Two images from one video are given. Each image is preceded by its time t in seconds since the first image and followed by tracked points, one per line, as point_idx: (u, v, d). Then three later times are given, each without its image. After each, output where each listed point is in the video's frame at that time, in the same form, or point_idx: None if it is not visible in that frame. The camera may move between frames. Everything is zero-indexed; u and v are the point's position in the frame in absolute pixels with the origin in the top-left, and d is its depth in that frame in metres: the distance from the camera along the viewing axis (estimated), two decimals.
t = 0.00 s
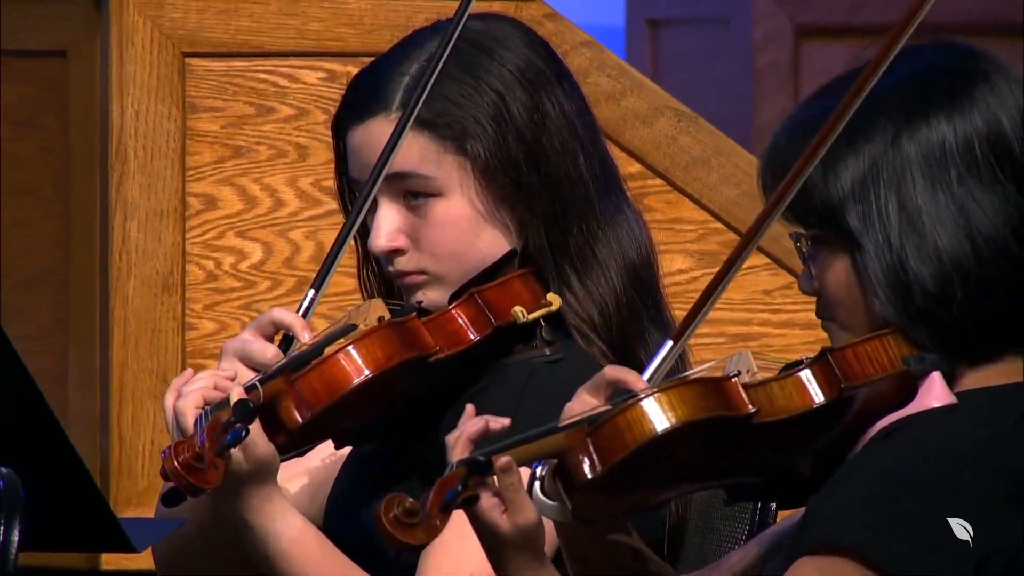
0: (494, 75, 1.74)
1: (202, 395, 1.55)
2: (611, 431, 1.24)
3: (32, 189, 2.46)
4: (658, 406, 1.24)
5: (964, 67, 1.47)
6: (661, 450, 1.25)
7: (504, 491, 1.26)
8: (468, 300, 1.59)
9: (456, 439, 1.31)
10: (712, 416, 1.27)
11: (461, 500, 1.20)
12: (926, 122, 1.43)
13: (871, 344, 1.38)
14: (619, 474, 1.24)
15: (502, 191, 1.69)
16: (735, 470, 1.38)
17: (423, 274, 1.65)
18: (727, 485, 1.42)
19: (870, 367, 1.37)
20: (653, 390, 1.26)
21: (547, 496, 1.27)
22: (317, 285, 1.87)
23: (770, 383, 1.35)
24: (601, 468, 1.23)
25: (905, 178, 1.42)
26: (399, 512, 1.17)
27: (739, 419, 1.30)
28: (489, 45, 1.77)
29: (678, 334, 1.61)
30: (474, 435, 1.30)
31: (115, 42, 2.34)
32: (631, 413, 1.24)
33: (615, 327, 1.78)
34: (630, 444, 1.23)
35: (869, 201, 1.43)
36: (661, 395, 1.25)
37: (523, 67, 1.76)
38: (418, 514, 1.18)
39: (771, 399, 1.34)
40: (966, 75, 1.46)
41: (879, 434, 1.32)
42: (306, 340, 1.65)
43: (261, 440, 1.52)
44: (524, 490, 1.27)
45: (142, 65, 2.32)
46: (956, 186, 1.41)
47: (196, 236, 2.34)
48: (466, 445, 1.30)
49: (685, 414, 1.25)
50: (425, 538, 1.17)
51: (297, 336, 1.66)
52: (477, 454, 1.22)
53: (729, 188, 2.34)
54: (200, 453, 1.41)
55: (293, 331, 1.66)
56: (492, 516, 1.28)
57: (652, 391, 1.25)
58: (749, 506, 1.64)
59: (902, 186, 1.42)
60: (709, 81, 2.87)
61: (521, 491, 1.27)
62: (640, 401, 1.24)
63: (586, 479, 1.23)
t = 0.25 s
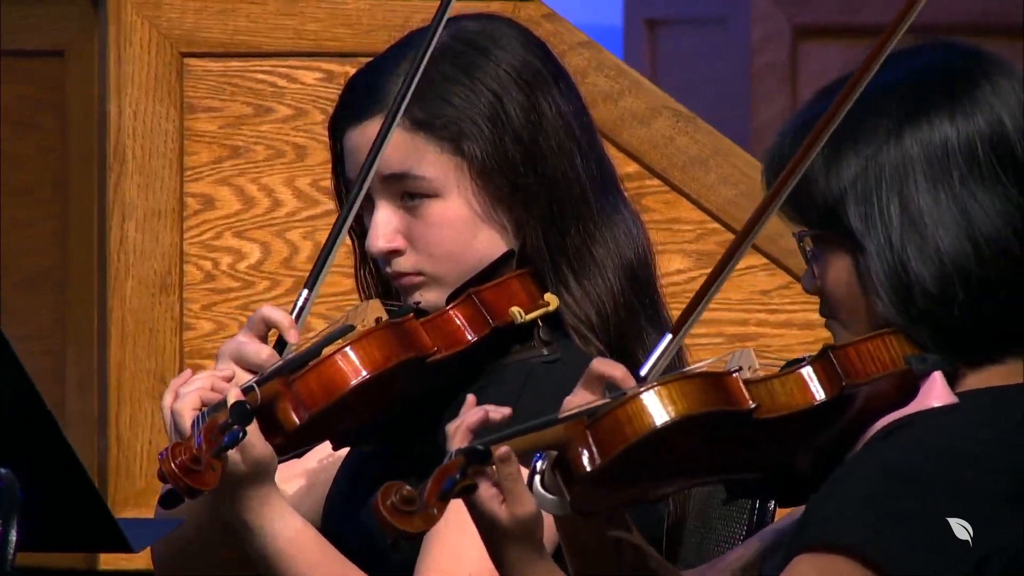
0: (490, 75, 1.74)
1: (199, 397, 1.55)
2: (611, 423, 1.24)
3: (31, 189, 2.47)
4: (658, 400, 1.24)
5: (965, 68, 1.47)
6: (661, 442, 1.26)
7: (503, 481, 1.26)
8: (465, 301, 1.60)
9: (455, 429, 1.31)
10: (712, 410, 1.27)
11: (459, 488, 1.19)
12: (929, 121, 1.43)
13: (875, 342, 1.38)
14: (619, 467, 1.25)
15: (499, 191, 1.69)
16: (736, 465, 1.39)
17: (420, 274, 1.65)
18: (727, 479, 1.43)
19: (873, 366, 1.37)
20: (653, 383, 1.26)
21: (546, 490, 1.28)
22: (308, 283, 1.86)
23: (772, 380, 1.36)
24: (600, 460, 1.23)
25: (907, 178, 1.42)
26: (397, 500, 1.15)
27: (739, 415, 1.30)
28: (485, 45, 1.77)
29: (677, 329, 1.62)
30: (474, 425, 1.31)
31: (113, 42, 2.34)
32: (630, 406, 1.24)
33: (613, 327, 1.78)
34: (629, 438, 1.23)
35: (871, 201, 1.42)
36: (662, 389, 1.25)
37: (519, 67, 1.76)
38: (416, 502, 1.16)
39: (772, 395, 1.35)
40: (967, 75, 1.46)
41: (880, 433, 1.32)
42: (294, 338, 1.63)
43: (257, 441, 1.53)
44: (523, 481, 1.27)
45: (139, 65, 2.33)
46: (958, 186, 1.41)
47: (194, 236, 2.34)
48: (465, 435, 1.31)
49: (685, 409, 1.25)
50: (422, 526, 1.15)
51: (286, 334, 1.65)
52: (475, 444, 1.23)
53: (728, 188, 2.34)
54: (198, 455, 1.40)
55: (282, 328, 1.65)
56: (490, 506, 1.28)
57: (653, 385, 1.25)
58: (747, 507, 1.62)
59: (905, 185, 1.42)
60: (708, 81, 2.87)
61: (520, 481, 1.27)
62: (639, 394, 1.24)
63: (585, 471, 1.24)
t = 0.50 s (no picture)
0: (490, 75, 1.74)
1: (200, 395, 1.55)
2: (611, 411, 1.24)
3: (29, 189, 2.46)
4: (657, 389, 1.24)
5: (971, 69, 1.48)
6: (659, 434, 1.26)
7: (501, 465, 1.28)
8: (465, 300, 1.60)
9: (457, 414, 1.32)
10: (712, 400, 1.27)
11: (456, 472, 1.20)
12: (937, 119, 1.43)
13: (876, 339, 1.38)
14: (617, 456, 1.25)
15: (498, 191, 1.69)
16: (735, 457, 1.40)
17: (419, 274, 1.65)
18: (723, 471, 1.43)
19: (875, 362, 1.37)
20: (654, 372, 1.26)
21: (542, 471, 1.31)
22: (312, 283, 1.86)
23: (772, 374, 1.36)
24: (599, 449, 1.24)
25: (915, 175, 1.42)
26: (394, 481, 1.15)
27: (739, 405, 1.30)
28: (484, 45, 1.77)
29: (684, 324, 1.63)
30: (474, 411, 1.31)
31: (111, 43, 2.34)
32: (630, 395, 1.24)
33: (612, 327, 1.78)
34: (628, 427, 1.23)
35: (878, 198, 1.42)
36: (662, 378, 1.25)
37: (518, 67, 1.77)
38: (413, 484, 1.16)
39: (772, 389, 1.36)
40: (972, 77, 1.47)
41: (882, 429, 1.32)
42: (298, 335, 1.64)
43: (259, 440, 1.50)
44: (521, 466, 1.29)
45: (138, 65, 2.32)
46: (966, 184, 1.40)
47: (192, 236, 2.34)
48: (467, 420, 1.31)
49: (685, 398, 1.25)
50: (419, 508, 1.16)
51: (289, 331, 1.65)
52: (474, 428, 1.23)
53: (726, 188, 2.34)
54: (199, 453, 1.40)
55: (284, 326, 1.65)
56: (488, 490, 1.29)
57: (653, 373, 1.25)
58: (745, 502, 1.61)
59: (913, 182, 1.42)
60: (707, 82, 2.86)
61: (519, 466, 1.29)
62: (639, 383, 1.24)
63: (583, 458, 1.24)
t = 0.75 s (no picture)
0: (490, 75, 1.75)
1: (209, 396, 1.55)
2: (613, 420, 1.24)
3: (27, 189, 2.46)
4: (658, 398, 1.25)
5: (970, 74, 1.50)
6: (660, 440, 1.26)
7: (506, 476, 1.25)
8: (468, 301, 1.60)
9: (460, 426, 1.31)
10: (713, 408, 1.28)
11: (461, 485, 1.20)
12: (937, 121, 1.44)
13: (875, 342, 1.39)
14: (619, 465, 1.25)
15: (499, 191, 1.69)
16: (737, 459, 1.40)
17: (420, 275, 1.65)
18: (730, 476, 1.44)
19: (873, 365, 1.38)
20: (655, 381, 1.27)
21: (539, 473, 1.30)
22: (316, 285, 1.87)
23: (772, 378, 1.37)
24: (601, 458, 1.24)
25: (915, 176, 1.43)
26: (399, 497, 1.15)
27: (739, 412, 1.31)
28: (483, 45, 1.78)
29: (686, 334, 1.65)
30: (478, 422, 1.31)
31: (109, 43, 2.34)
32: (632, 404, 1.24)
33: (612, 327, 1.78)
34: (631, 436, 1.23)
35: (878, 200, 1.44)
36: (663, 387, 1.25)
37: (517, 67, 1.77)
38: (418, 499, 1.16)
39: (772, 394, 1.36)
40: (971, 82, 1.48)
41: (879, 434, 1.32)
42: (309, 340, 1.64)
43: (269, 442, 1.50)
44: (525, 476, 1.27)
45: (136, 65, 2.32)
46: (966, 184, 1.40)
47: (190, 236, 2.34)
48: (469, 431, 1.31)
49: (686, 406, 1.26)
50: (424, 522, 1.16)
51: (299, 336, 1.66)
52: (477, 441, 1.24)
53: (724, 188, 2.34)
54: (210, 454, 1.40)
55: (295, 330, 1.65)
56: (492, 502, 1.28)
57: (654, 382, 1.25)
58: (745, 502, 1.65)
59: (912, 183, 1.43)
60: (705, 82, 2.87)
61: (523, 476, 1.26)
62: (641, 392, 1.25)
63: (587, 469, 1.24)
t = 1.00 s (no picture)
0: (494, 76, 1.74)
1: (216, 399, 1.55)
2: (614, 436, 1.25)
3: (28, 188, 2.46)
4: (660, 410, 1.26)
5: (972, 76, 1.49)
6: (665, 447, 1.25)
7: (511, 496, 1.27)
8: (473, 303, 1.61)
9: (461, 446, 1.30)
10: (714, 420, 1.28)
11: (465, 508, 1.19)
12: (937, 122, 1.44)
13: (873, 345, 1.40)
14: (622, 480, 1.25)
15: (503, 192, 1.69)
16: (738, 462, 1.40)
17: (424, 276, 1.65)
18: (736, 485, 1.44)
19: (872, 369, 1.40)
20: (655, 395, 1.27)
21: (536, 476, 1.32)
22: (319, 286, 1.86)
23: (772, 387, 1.38)
24: (605, 473, 1.25)
25: (915, 177, 1.43)
26: (405, 522, 1.16)
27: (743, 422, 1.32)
28: (487, 46, 1.77)
29: (688, 346, 1.60)
30: (482, 441, 1.29)
31: (109, 43, 2.34)
32: (635, 418, 1.25)
33: (616, 328, 1.78)
34: (634, 450, 1.24)
35: (878, 201, 1.44)
36: (664, 400, 1.26)
37: (522, 68, 1.77)
38: (423, 523, 1.17)
39: (772, 401, 1.38)
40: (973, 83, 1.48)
41: (881, 438, 1.32)
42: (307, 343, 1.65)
43: (277, 443, 1.51)
44: (528, 494, 1.28)
45: (136, 65, 2.32)
46: (965, 185, 1.40)
47: (190, 236, 2.34)
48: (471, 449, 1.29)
49: (688, 420, 1.26)
50: (430, 546, 1.16)
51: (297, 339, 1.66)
52: (481, 462, 1.23)
53: (724, 188, 2.34)
54: (218, 456, 1.40)
55: (293, 332, 1.66)
56: (494, 522, 1.28)
57: (656, 397, 1.26)
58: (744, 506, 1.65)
59: (913, 184, 1.43)
60: (705, 82, 2.87)
61: (527, 495, 1.28)
62: (644, 406, 1.26)
63: (591, 484, 1.25)
